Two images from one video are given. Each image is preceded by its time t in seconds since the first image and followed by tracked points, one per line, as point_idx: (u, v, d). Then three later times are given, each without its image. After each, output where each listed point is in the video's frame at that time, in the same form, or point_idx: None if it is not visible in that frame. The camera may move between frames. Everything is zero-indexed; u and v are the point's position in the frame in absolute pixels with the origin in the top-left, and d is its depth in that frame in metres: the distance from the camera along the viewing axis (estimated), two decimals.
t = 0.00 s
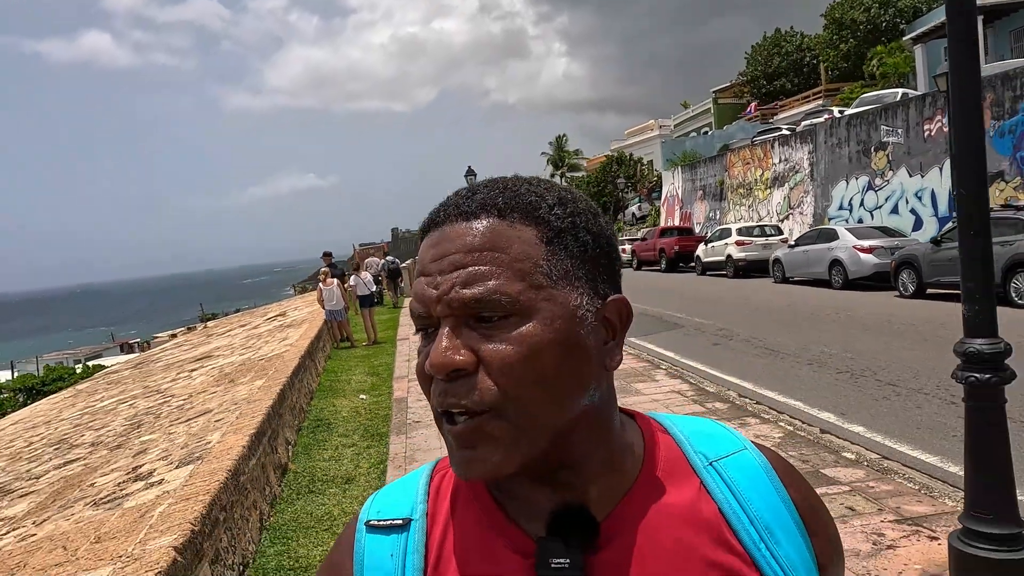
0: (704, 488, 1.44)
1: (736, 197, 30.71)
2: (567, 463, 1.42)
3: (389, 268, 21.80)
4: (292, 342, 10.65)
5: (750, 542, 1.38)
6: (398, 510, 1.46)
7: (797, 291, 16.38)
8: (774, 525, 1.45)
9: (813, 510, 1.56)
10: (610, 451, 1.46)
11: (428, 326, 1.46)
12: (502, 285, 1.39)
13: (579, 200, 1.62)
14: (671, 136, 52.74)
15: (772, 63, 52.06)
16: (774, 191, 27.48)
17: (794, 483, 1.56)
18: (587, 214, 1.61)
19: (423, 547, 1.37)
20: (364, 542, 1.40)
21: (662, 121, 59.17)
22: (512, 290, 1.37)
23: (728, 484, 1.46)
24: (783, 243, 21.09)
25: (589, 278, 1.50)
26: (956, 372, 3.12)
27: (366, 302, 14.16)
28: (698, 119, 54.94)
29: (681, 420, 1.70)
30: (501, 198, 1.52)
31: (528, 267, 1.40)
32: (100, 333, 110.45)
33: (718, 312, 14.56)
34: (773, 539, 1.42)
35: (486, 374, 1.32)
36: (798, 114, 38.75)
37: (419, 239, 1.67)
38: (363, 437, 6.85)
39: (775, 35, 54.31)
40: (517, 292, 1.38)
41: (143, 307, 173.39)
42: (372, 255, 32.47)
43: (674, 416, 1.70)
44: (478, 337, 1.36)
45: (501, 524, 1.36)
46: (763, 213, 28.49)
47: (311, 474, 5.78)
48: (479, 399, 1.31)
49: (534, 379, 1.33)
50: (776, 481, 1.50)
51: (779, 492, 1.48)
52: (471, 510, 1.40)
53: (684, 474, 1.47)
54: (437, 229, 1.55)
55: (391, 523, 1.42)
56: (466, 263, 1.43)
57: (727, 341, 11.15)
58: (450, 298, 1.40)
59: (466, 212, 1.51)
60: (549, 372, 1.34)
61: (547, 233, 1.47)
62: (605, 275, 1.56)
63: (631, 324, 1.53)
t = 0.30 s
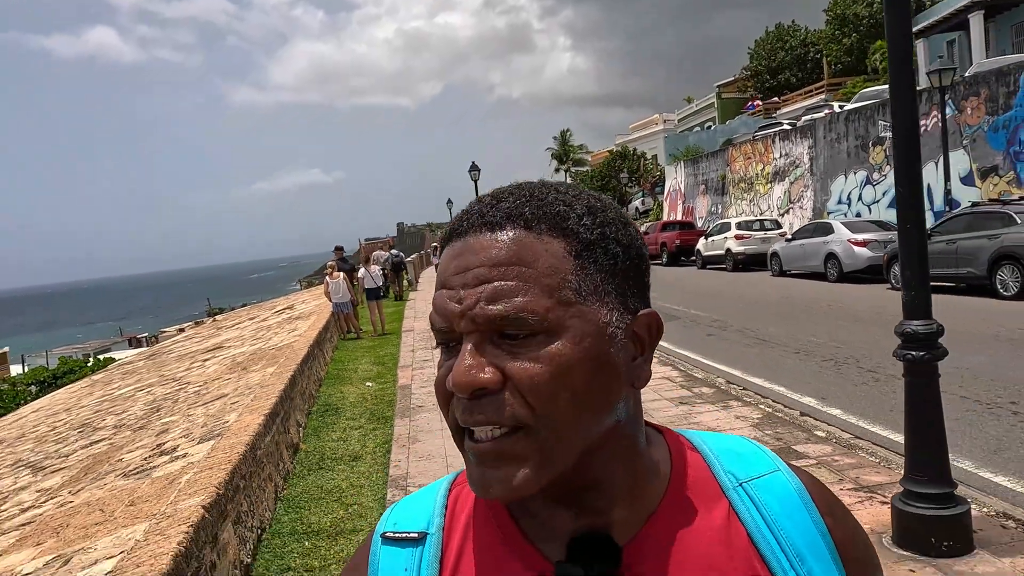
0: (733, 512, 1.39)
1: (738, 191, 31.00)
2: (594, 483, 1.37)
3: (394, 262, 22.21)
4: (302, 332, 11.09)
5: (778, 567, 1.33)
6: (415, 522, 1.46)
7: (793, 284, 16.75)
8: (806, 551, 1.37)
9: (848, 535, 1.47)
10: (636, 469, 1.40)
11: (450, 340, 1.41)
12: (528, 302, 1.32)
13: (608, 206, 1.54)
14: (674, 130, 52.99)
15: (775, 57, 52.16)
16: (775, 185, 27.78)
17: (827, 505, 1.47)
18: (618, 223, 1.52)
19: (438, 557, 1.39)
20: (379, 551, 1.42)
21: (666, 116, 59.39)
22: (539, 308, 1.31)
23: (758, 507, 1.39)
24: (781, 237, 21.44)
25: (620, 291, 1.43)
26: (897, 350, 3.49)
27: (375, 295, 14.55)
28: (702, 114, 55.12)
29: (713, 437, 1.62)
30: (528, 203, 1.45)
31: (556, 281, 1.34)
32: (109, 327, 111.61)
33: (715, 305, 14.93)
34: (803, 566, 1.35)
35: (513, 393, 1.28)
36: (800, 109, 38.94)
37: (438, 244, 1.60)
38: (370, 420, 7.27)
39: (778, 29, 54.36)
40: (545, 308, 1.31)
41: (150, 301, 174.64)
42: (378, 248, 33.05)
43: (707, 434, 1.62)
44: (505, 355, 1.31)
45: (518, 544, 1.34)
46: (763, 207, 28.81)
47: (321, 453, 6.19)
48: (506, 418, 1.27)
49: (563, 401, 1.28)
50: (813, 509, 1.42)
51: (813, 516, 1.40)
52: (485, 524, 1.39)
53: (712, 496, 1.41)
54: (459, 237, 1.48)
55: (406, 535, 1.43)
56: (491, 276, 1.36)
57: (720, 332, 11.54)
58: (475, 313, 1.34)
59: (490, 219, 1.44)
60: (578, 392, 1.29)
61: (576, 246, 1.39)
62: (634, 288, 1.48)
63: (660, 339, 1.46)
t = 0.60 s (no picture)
0: (712, 504, 1.33)
1: (736, 188, 31.36)
2: (574, 473, 1.33)
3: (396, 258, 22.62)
4: (308, 326, 11.49)
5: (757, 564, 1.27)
6: (404, 523, 1.40)
7: (787, 279, 17.11)
8: (786, 547, 1.31)
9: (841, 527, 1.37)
10: (619, 462, 1.36)
11: (431, 340, 1.38)
12: (505, 297, 1.31)
13: (582, 205, 1.53)
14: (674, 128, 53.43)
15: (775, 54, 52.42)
16: (772, 182, 28.13)
17: (811, 493, 1.39)
18: (593, 219, 1.50)
19: (431, 556, 1.32)
20: (372, 555, 1.36)
21: (667, 114, 59.78)
22: (514, 302, 1.30)
23: (736, 499, 1.33)
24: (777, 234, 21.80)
25: (597, 285, 1.40)
26: (849, 336, 3.88)
27: (381, 290, 14.88)
28: (702, 111, 55.48)
29: (695, 430, 1.56)
30: (502, 204, 1.44)
31: (532, 277, 1.32)
32: (114, 324, 112.54)
33: (711, 300, 15.31)
34: (780, 561, 1.29)
35: (492, 387, 1.25)
36: (798, 106, 39.29)
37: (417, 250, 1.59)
38: (374, 408, 7.66)
39: (778, 27, 54.66)
40: (521, 303, 1.30)
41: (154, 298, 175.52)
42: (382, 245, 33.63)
43: (687, 428, 1.56)
44: (483, 350, 1.29)
45: (511, 540, 1.29)
46: (762, 204, 29.18)
47: (329, 436, 6.59)
48: (485, 411, 1.24)
49: (542, 392, 1.26)
50: (789, 503, 1.35)
51: (792, 513, 1.32)
52: (477, 525, 1.32)
53: (691, 487, 1.36)
54: (435, 240, 1.46)
55: (399, 535, 1.37)
56: (467, 274, 1.35)
57: (712, 325, 11.91)
58: (453, 310, 1.32)
59: (466, 220, 1.43)
60: (555, 385, 1.27)
61: (550, 242, 1.37)
62: (611, 280, 1.45)
63: (638, 331, 1.43)
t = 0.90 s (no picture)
0: (666, 513, 1.35)
1: (733, 185, 31.73)
2: (522, 500, 1.31)
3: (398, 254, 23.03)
4: (312, 321, 11.89)
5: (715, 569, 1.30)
6: (348, 552, 1.39)
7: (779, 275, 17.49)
8: (741, 550, 1.35)
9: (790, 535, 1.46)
10: (568, 488, 1.34)
11: (364, 370, 1.34)
12: (436, 325, 1.26)
13: (518, 214, 1.46)
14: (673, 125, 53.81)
15: (773, 51, 52.61)
16: (768, 179, 28.48)
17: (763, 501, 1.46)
18: (530, 233, 1.42)
19: None
20: None
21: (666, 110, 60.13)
22: (445, 331, 1.25)
23: (690, 507, 1.36)
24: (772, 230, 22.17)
25: (535, 302, 1.34)
26: (809, 326, 4.30)
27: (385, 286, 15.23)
28: (701, 108, 55.82)
29: (648, 437, 1.58)
30: (431, 223, 1.37)
31: (464, 304, 1.27)
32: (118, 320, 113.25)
33: (704, 296, 15.70)
34: (738, 563, 1.33)
35: (427, 424, 1.22)
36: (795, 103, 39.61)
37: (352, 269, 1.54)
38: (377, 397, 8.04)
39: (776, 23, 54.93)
40: (453, 332, 1.25)
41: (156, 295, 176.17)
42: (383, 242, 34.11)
43: (637, 435, 1.58)
44: (413, 385, 1.25)
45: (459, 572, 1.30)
46: (757, 200, 29.55)
47: (335, 424, 7.00)
48: (423, 449, 1.22)
49: (478, 424, 1.22)
50: (741, 503, 1.40)
51: (744, 513, 1.38)
52: (422, 558, 1.33)
53: (646, 499, 1.38)
54: (364, 263, 1.41)
55: (341, 566, 1.36)
56: (394, 303, 1.30)
57: (703, 320, 12.31)
58: (382, 343, 1.28)
59: (392, 244, 1.37)
60: (492, 414, 1.23)
61: (482, 264, 1.31)
62: (550, 297, 1.38)
63: (581, 350, 1.38)
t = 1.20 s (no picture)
0: (692, 502, 1.33)
1: (729, 179, 32.14)
2: (553, 485, 1.29)
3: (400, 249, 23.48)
4: (317, 312, 12.36)
5: (736, 555, 1.28)
6: (385, 523, 1.34)
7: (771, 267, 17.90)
8: (762, 538, 1.34)
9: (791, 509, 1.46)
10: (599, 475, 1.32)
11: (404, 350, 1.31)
12: (482, 311, 1.23)
13: (562, 205, 1.43)
14: (672, 120, 54.20)
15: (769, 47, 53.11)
16: (763, 174, 28.86)
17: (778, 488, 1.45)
18: (575, 226, 1.40)
19: (414, 562, 1.28)
20: (352, 554, 1.28)
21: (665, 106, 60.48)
22: (492, 317, 1.22)
23: (715, 495, 1.34)
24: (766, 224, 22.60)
25: (578, 296, 1.31)
26: (772, 306, 4.74)
27: (389, 279, 15.70)
28: (699, 103, 56.18)
29: (670, 426, 1.56)
30: (479, 210, 1.34)
31: (511, 292, 1.24)
32: (121, 317, 113.95)
33: (697, 287, 16.13)
34: (761, 555, 1.32)
35: (468, 409, 1.19)
36: (792, 98, 39.95)
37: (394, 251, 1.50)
38: (380, 381, 8.48)
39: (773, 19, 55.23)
40: (499, 317, 1.22)
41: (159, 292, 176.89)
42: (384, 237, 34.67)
43: (662, 424, 1.57)
44: (457, 368, 1.22)
45: (496, 551, 1.25)
46: (753, 195, 29.95)
47: (341, 405, 7.45)
48: (461, 430, 1.18)
49: (517, 410, 1.19)
50: (765, 493, 1.39)
51: (767, 502, 1.36)
52: (459, 529, 1.28)
53: (673, 487, 1.35)
54: (410, 245, 1.37)
55: (379, 537, 1.30)
56: (441, 286, 1.27)
57: (694, 310, 12.77)
58: (429, 326, 1.24)
59: (441, 229, 1.33)
60: (532, 402, 1.20)
61: (529, 253, 1.28)
62: (592, 292, 1.35)
63: (622, 343, 1.35)
